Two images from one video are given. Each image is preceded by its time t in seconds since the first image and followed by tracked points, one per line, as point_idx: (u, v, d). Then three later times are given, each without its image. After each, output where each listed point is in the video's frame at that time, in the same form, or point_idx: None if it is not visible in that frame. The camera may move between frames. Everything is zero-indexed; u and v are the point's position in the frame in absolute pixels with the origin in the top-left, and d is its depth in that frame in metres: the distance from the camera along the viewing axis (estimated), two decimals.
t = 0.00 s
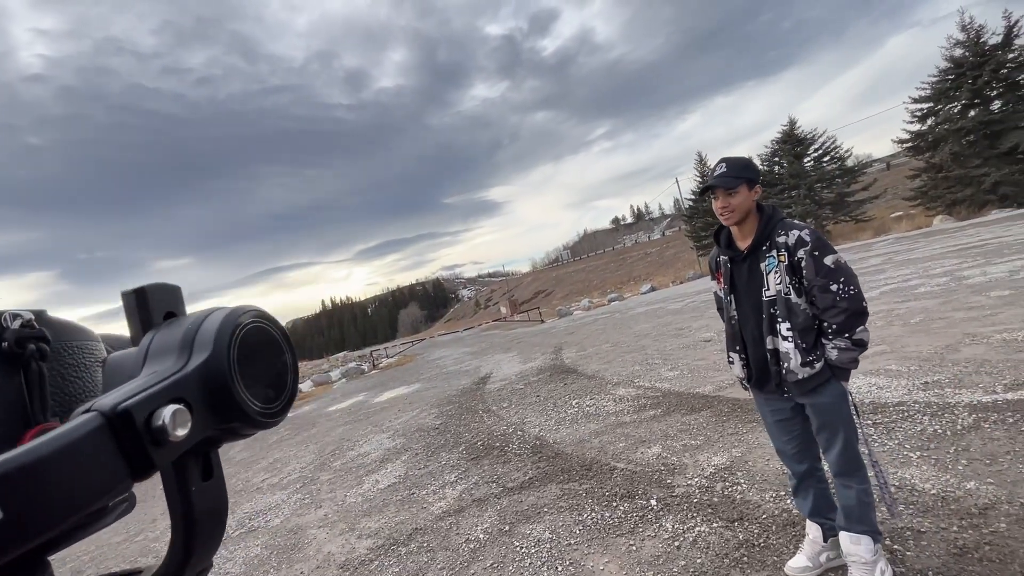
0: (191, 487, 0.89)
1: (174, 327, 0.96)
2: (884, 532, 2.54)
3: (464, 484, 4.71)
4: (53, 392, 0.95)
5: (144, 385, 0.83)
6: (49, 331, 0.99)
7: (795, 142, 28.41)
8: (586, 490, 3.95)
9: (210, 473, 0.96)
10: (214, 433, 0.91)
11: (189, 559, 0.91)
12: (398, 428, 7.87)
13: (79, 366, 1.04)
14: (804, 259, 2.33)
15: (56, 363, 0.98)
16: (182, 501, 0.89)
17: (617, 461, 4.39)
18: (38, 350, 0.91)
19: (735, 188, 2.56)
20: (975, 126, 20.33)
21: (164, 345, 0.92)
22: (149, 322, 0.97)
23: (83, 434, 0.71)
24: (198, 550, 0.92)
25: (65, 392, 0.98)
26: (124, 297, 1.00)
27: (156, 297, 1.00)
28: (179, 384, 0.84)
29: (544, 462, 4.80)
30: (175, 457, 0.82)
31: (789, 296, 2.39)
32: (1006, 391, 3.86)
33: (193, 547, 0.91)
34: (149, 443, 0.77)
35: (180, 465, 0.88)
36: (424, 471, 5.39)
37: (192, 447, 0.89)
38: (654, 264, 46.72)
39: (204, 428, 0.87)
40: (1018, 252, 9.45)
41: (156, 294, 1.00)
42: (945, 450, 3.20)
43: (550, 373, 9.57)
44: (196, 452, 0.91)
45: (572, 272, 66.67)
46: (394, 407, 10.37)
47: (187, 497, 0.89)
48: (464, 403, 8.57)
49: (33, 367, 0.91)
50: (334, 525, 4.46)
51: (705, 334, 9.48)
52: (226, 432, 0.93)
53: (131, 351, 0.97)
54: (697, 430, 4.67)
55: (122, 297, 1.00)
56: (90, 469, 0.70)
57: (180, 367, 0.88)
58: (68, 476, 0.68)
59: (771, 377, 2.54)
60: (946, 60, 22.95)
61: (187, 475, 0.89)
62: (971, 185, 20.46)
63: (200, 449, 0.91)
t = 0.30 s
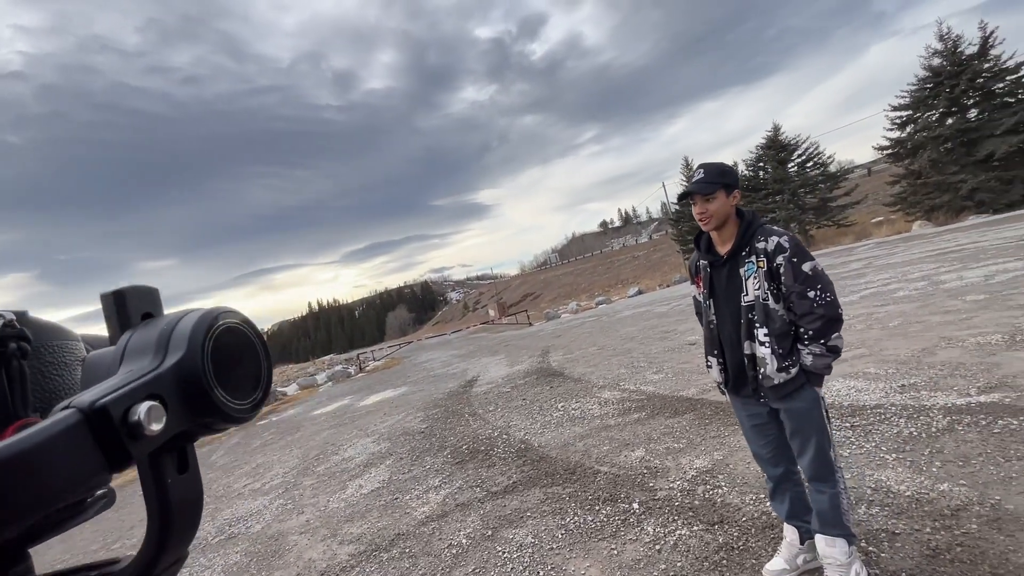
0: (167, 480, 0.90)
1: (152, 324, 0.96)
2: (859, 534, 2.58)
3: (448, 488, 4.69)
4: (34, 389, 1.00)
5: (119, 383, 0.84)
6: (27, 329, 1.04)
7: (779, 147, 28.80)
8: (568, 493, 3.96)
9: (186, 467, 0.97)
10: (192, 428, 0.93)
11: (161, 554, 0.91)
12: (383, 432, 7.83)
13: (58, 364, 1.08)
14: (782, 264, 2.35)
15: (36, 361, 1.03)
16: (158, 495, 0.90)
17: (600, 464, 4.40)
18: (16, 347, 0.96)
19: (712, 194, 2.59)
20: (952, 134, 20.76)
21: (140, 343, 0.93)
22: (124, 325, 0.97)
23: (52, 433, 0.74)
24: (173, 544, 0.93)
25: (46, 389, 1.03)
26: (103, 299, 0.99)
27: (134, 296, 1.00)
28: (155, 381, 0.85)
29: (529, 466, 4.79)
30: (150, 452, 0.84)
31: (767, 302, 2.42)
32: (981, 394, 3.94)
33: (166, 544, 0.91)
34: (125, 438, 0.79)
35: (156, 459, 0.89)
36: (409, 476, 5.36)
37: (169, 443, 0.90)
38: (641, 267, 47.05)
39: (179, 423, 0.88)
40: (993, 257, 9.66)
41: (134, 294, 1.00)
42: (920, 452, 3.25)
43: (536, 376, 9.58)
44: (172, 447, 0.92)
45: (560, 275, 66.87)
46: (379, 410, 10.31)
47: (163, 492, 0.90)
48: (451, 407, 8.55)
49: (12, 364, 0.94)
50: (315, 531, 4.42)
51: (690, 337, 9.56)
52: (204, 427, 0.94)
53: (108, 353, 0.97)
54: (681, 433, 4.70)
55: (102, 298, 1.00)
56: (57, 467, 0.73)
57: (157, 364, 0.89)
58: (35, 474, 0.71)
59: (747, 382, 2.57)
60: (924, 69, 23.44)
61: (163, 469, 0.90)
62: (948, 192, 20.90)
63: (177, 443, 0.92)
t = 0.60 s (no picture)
0: (161, 429, 1.14)
1: (151, 291, 1.19)
2: (837, 535, 2.60)
3: (433, 490, 4.68)
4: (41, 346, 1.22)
5: (126, 339, 1.07)
6: (41, 297, 1.27)
7: (768, 150, 29.00)
8: (553, 495, 3.95)
9: (179, 418, 1.21)
10: (186, 380, 1.16)
11: (159, 488, 1.17)
12: (370, 433, 7.78)
13: (66, 328, 1.32)
14: (757, 269, 2.36)
15: (46, 323, 1.26)
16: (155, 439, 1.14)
17: (585, 466, 4.41)
18: (29, 310, 1.18)
19: (690, 198, 2.60)
20: (937, 139, 21.01)
21: (141, 306, 1.15)
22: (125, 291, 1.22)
23: (76, 375, 0.98)
24: (167, 479, 1.18)
25: (56, 345, 1.27)
26: (105, 269, 1.25)
27: (134, 269, 1.25)
28: (155, 338, 1.08)
29: (514, 467, 4.79)
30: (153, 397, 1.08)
31: (742, 306, 2.43)
32: (959, 396, 4.00)
33: (161, 478, 1.16)
34: (132, 383, 1.03)
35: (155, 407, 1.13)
36: (394, 477, 5.33)
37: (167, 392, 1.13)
38: (632, 268, 47.14)
39: (175, 374, 1.11)
40: (975, 261, 9.81)
41: (134, 267, 1.26)
42: (898, 454, 3.29)
43: (524, 377, 9.57)
44: (168, 400, 1.16)
45: (550, 275, 66.86)
46: (366, 411, 10.26)
47: (159, 435, 1.14)
48: (438, 407, 8.51)
49: (28, 324, 1.18)
50: (298, 533, 4.39)
51: (679, 339, 9.58)
52: (196, 380, 1.17)
53: (112, 312, 1.22)
54: (665, 434, 4.72)
55: (104, 268, 1.25)
56: (81, 403, 0.98)
57: (155, 325, 1.12)
58: (64, 405, 0.95)
59: (722, 385, 2.59)
60: (910, 75, 23.73)
61: (159, 417, 1.15)
62: (932, 196, 21.19)
63: (172, 395, 1.16)
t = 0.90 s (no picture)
0: (170, 398, 1.14)
1: (160, 266, 1.16)
2: (829, 537, 2.59)
3: (424, 490, 4.64)
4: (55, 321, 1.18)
5: (140, 312, 1.05)
6: (55, 270, 1.22)
7: (761, 150, 29.13)
8: (545, 496, 3.92)
9: (187, 388, 1.20)
10: (197, 352, 1.14)
11: (168, 456, 1.15)
12: (362, 432, 7.72)
13: (80, 303, 1.28)
14: (745, 269, 2.34)
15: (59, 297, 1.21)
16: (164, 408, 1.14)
17: (578, 465, 4.39)
18: (43, 284, 1.13)
19: (680, 197, 2.57)
20: (927, 141, 21.16)
21: (152, 281, 1.12)
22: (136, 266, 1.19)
23: (98, 345, 0.96)
24: (177, 447, 1.17)
25: (68, 320, 1.22)
26: (117, 245, 1.20)
27: (143, 245, 1.22)
28: (168, 311, 1.05)
29: (507, 467, 4.76)
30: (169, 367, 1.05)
31: (730, 306, 2.41)
32: (950, 396, 4.01)
33: (171, 445, 1.15)
34: (149, 353, 1.00)
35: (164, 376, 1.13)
36: (386, 476, 5.28)
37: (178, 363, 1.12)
38: (626, 267, 47.28)
39: (189, 346, 1.09)
40: (965, 261, 9.88)
41: (144, 243, 1.22)
42: (891, 454, 3.29)
43: (518, 375, 9.55)
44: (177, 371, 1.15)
45: (545, 273, 66.89)
46: (359, 409, 10.22)
47: (168, 406, 1.14)
48: (431, 406, 8.48)
49: (42, 298, 1.14)
50: (287, 534, 4.34)
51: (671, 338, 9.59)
52: (206, 353, 1.15)
53: (123, 287, 1.20)
54: (658, 433, 4.71)
55: (117, 243, 1.21)
56: (103, 370, 0.95)
57: (167, 299, 1.09)
58: (90, 372, 0.93)
59: (710, 387, 2.57)
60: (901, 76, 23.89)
61: (168, 387, 1.14)
62: (923, 197, 21.37)
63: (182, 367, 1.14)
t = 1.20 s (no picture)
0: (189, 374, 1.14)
1: (179, 249, 1.17)
2: (834, 544, 2.52)
3: (418, 486, 4.56)
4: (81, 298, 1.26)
5: (164, 294, 1.07)
6: (82, 252, 1.30)
7: (764, 152, 29.03)
8: (541, 495, 3.85)
9: (202, 364, 1.20)
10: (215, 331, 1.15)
11: (184, 430, 1.16)
12: (356, 426, 7.64)
13: (102, 281, 1.34)
14: (755, 266, 2.25)
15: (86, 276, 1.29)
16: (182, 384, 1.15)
17: (575, 465, 4.31)
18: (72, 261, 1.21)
19: (689, 189, 2.49)
20: (930, 145, 21.07)
21: (173, 262, 1.14)
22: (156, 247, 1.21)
23: (127, 326, 0.99)
24: (193, 422, 1.18)
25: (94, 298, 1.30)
26: (139, 226, 1.25)
27: (164, 228, 1.24)
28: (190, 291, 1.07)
29: (503, 465, 4.68)
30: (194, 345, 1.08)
31: (737, 304, 2.33)
32: (956, 402, 3.94)
33: (188, 419, 1.16)
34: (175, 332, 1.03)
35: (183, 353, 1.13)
36: (380, 472, 5.21)
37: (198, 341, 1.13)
38: (625, 266, 47.17)
39: (209, 325, 1.11)
40: (968, 266, 9.81)
41: (165, 226, 1.24)
42: (896, 459, 3.22)
43: (515, 372, 9.47)
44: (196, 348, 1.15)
45: (543, 271, 66.73)
46: (354, 403, 10.14)
47: (185, 382, 1.14)
48: (427, 401, 8.40)
49: (71, 274, 1.21)
50: (278, 529, 4.26)
51: (671, 338, 9.51)
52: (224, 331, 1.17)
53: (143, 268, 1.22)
54: (658, 433, 4.64)
55: (139, 225, 1.25)
56: (136, 349, 0.98)
57: (187, 281, 1.10)
58: (126, 350, 0.97)
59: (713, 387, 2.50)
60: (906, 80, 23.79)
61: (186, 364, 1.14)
62: (924, 202, 21.28)
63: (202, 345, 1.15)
